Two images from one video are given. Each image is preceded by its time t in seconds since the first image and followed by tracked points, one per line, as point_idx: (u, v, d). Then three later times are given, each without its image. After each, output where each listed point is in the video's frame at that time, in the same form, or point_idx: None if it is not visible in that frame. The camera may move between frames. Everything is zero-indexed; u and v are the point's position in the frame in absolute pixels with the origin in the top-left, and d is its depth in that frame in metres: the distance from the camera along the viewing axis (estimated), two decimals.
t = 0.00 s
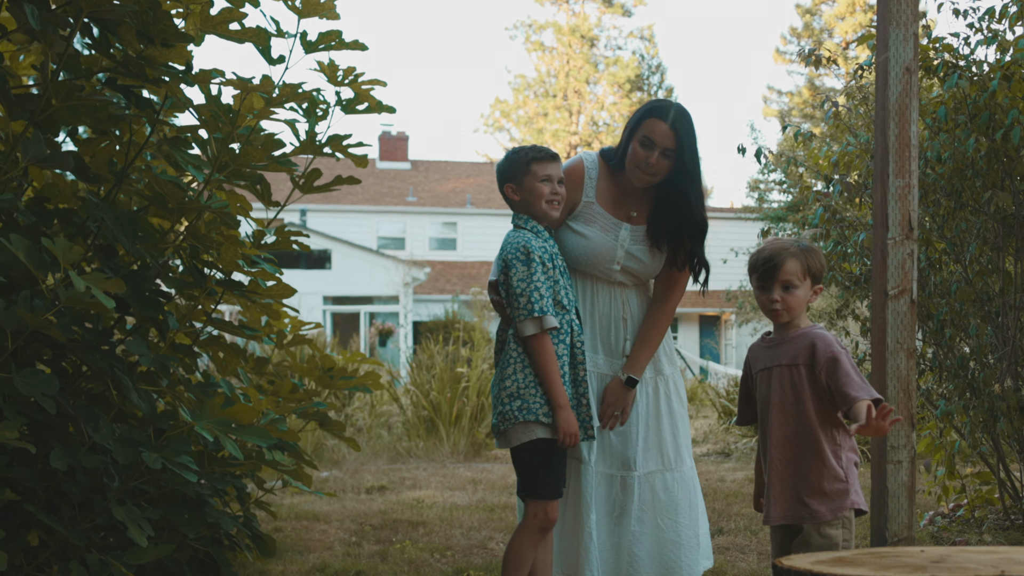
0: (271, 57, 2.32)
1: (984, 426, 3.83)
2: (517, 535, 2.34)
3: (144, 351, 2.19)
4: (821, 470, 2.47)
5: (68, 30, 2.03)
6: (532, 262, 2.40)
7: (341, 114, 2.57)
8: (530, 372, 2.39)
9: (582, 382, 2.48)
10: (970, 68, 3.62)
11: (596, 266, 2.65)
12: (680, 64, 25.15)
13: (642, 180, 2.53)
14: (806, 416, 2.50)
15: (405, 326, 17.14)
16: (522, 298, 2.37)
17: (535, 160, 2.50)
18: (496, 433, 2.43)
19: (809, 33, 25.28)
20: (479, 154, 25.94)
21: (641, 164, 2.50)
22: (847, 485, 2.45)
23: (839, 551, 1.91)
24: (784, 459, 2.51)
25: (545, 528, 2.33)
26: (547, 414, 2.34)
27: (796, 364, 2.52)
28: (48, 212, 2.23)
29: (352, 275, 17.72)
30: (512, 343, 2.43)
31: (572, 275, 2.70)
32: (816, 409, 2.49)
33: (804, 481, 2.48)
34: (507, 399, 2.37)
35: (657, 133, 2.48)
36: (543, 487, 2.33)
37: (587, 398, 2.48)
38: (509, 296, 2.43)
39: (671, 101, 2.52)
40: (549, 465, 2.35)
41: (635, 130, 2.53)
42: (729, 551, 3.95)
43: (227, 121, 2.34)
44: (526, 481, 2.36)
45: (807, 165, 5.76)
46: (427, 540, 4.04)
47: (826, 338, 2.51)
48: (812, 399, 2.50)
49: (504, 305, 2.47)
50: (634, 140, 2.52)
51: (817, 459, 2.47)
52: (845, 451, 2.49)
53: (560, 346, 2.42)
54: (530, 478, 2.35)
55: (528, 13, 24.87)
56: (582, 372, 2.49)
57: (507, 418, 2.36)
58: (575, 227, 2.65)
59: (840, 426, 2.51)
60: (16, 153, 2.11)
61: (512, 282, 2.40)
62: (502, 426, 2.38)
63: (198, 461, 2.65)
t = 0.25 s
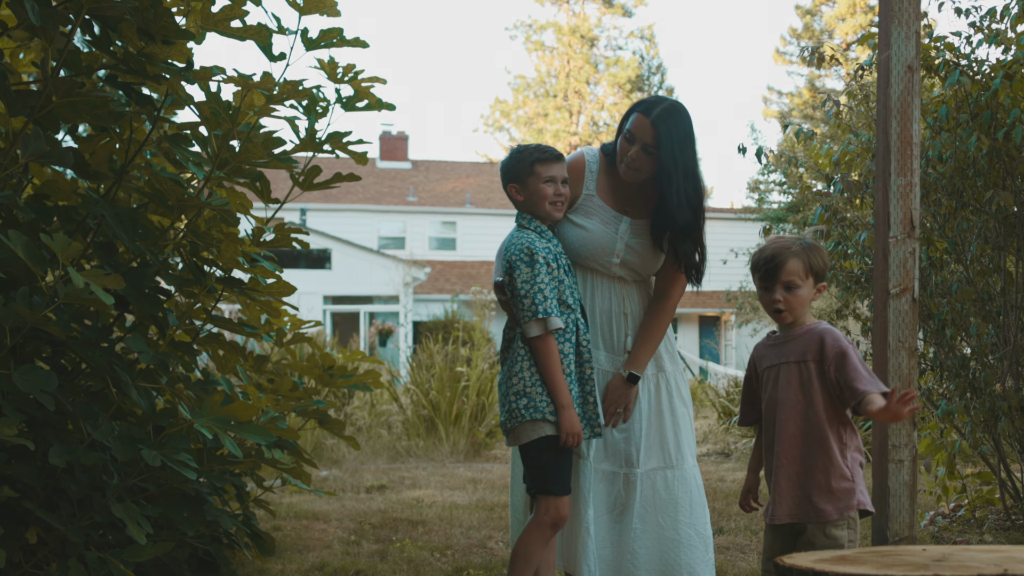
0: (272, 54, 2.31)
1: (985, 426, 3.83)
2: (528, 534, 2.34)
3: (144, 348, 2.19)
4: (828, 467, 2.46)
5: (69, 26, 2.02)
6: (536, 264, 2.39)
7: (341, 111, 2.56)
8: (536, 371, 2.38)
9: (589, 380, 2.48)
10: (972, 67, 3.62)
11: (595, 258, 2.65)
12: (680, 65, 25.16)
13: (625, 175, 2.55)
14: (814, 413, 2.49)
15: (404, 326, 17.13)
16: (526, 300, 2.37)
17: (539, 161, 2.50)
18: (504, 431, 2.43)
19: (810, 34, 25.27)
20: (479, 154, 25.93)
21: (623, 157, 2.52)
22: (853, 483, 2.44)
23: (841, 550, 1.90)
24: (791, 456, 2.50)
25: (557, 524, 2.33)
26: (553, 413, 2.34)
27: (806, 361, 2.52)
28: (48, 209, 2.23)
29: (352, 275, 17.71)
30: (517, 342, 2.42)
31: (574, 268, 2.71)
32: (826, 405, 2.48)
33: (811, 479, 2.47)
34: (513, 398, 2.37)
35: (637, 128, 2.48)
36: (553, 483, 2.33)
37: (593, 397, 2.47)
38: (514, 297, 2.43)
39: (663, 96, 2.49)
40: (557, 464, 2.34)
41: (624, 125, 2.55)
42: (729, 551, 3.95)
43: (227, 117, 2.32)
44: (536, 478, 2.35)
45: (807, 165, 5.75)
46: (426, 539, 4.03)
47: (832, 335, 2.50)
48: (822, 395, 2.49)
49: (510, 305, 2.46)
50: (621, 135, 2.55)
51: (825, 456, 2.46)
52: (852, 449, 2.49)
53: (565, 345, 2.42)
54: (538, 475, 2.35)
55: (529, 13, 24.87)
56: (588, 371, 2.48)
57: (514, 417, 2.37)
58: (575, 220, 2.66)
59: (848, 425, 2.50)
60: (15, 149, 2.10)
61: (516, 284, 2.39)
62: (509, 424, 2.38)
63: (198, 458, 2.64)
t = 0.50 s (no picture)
0: (273, 53, 2.31)
1: (987, 424, 3.82)
2: (553, 530, 2.30)
3: (143, 347, 2.19)
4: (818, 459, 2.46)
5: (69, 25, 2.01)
6: (536, 264, 2.39)
7: (340, 110, 2.56)
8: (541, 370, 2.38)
9: (594, 377, 2.45)
10: (972, 65, 3.61)
11: (594, 253, 2.65)
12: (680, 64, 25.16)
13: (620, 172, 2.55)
14: (811, 404, 2.49)
15: (404, 326, 17.13)
16: (527, 300, 2.37)
17: (542, 164, 2.49)
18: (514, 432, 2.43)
19: (809, 34, 25.27)
20: (479, 154, 25.93)
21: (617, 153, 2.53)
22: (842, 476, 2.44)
23: (843, 548, 1.90)
24: (784, 445, 2.51)
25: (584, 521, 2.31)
26: (560, 411, 2.33)
27: (803, 351, 2.52)
28: (48, 209, 2.23)
29: (352, 275, 17.70)
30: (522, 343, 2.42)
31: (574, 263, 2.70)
32: (820, 396, 2.49)
33: (802, 469, 2.48)
34: (520, 398, 2.37)
35: (630, 126, 2.48)
36: (575, 479, 2.31)
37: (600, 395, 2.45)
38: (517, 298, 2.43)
39: (658, 94, 2.49)
40: (573, 463, 2.32)
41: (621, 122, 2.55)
42: (730, 550, 3.94)
43: (227, 116, 2.32)
44: (555, 478, 2.33)
45: (807, 164, 5.75)
46: (427, 538, 4.02)
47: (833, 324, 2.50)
48: (817, 385, 2.49)
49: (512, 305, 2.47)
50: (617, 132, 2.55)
51: (815, 447, 2.46)
52: (846, 442, 2.48)
53: (568, 344, 2.39)
54: (557, 472, 2.32)
55: (528, 13, 24.87)
56: (593, 369, 2.45)
57: (523, 416, 2.36)
58: (574, 214, 2.66)
59: (844, 417, 2.50)
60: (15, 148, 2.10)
61: (517, 285, 2.40)
62: (518, 424, 2.38)
63: (198, 457, 2.64)
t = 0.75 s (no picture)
0: (271, 53, 2.31)
1: (987, 423, 3.82)
2: (563, 526, 2.28)
3: (143, 347, 2.19)
4: (814, 457, 2.46)
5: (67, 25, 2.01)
6: (550, 256, 2.42)
7: (337, 109, 2.55)
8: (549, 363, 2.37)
9: (598, 374, 2.47)
10: (971, 64, 3.61)
11: (590, 248, 2.64)
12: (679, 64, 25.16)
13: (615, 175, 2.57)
14: (805, 401, 2.50)
15: (404, 326, 17.13)
16: (540, 290, 2.38)
17: (549, 163, 2.50)
18: (515, 426, 2.41)
19: (809, 33, 25.27)
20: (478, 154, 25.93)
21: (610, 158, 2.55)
22: (838, 474, 2.44)
23: (843, 547, 1.90)
24: (781, 443, 2.52)
25: (595, 517, 2.30)
26: (567, 403, 2.32)
27: (800, 349, 2.52)
28: (47, 210, 2.23)
29: (352, 275, 17.70)
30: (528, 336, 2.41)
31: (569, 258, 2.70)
32: (814, 394, 2.49)
33: (798, 467, 2.48)
34: (527, 388, 2.35)
35: (622, 130, 2.49)
36: (585, 475, 2.30)
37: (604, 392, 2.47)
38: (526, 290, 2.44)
39: (652, 96, 2.48)
40: (583, 456, 2.31)
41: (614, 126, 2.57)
42: (730, 549, 3.94)
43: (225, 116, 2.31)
44: (565, 474, 2.31)
45: (807, 163, 5.75)
46: (427, 538, 4.02)
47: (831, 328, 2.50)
48: (814, 384, 2.49)
49: (519, 297, 2.47)
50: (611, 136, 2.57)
51: (811, 445, 2.46)
52: (843, 440, 2.48)
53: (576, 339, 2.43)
54: (564, 469, 2.31)
55: (528, 13, 24.86)
56: (597, 366, 2.47)
57: (528, 407, 2.34)
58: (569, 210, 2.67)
59: (839, 415, 2.50)
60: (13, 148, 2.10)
61: (530, 274, 2.41)
62: (522, 416, 2.36)
63: (198, 457, 2.64)
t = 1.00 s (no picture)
0: (271, 53, 2.30)
1: (987, 421, 3.82)
2: (566, 522, 2.26)
3: (143, 347, 2.19)
4: (815, 456, 2.46)
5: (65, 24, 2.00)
6: (556, 254, 2.43)
7: (337, 109, 2.55)
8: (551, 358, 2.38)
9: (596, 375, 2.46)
10: (971, 61, 3.61)
11: (586, 244, 2.65)
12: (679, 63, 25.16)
13: (611, 173, 2.58)
14: (806, 400, 2.49)
15: (405, 325, 17.13)
16: (543, 285, 2.38)
17: (551, 161, 2.51)
18: (509, 416, 2.40)
19: (808, 32, 25.26)
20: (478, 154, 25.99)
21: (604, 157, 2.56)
22: (839, 474, 2.43)
23: (844, 545, 1.89)
24: (782, 441, 2.51)
25: (598, 512, 2.28)
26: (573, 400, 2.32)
27: (802, 348, 2.52)
28: (47, 210, 2.23)
29: (352, 275, 17.70)
30: (528, 329, 2.40)
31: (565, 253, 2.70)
32: (815, 392, 2.49)
33: (799, 466, 2.48)
34: (529, 379, 2.34)
35: (617, 129, 2.51)
36: (585, 470, 2.28)
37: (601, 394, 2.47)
38: (528, 284, 2.43)
39: (647, 95, 2.50)
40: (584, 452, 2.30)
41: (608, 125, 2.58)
42: (731, 547, 3.94)
43: (225, 115, 2.31)
44: (566, 469, 2.30)
45: (807, 161, 5.75)
46: (427, 538, 4.02)
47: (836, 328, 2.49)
48: (815, 383, 2.49)
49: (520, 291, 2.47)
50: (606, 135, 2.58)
51: (812, 444, 2.46)
52: (844, 440, 2.48)
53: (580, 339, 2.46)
54: (565, 463, 2.30)
55: (527, 13, 24.87)
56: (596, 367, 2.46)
57: (529, 399, 2.34)
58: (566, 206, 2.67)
59: (840, 414, 2.49)
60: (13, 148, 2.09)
61: (534, 269, 2.40)
62: (520, 406, 2.35)
63: (198, 457, 2.64)
